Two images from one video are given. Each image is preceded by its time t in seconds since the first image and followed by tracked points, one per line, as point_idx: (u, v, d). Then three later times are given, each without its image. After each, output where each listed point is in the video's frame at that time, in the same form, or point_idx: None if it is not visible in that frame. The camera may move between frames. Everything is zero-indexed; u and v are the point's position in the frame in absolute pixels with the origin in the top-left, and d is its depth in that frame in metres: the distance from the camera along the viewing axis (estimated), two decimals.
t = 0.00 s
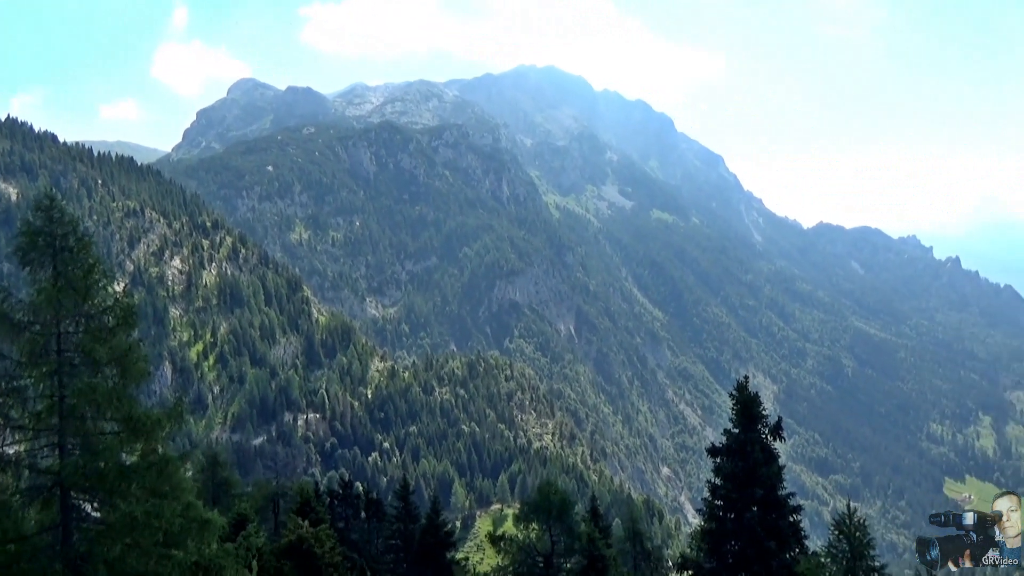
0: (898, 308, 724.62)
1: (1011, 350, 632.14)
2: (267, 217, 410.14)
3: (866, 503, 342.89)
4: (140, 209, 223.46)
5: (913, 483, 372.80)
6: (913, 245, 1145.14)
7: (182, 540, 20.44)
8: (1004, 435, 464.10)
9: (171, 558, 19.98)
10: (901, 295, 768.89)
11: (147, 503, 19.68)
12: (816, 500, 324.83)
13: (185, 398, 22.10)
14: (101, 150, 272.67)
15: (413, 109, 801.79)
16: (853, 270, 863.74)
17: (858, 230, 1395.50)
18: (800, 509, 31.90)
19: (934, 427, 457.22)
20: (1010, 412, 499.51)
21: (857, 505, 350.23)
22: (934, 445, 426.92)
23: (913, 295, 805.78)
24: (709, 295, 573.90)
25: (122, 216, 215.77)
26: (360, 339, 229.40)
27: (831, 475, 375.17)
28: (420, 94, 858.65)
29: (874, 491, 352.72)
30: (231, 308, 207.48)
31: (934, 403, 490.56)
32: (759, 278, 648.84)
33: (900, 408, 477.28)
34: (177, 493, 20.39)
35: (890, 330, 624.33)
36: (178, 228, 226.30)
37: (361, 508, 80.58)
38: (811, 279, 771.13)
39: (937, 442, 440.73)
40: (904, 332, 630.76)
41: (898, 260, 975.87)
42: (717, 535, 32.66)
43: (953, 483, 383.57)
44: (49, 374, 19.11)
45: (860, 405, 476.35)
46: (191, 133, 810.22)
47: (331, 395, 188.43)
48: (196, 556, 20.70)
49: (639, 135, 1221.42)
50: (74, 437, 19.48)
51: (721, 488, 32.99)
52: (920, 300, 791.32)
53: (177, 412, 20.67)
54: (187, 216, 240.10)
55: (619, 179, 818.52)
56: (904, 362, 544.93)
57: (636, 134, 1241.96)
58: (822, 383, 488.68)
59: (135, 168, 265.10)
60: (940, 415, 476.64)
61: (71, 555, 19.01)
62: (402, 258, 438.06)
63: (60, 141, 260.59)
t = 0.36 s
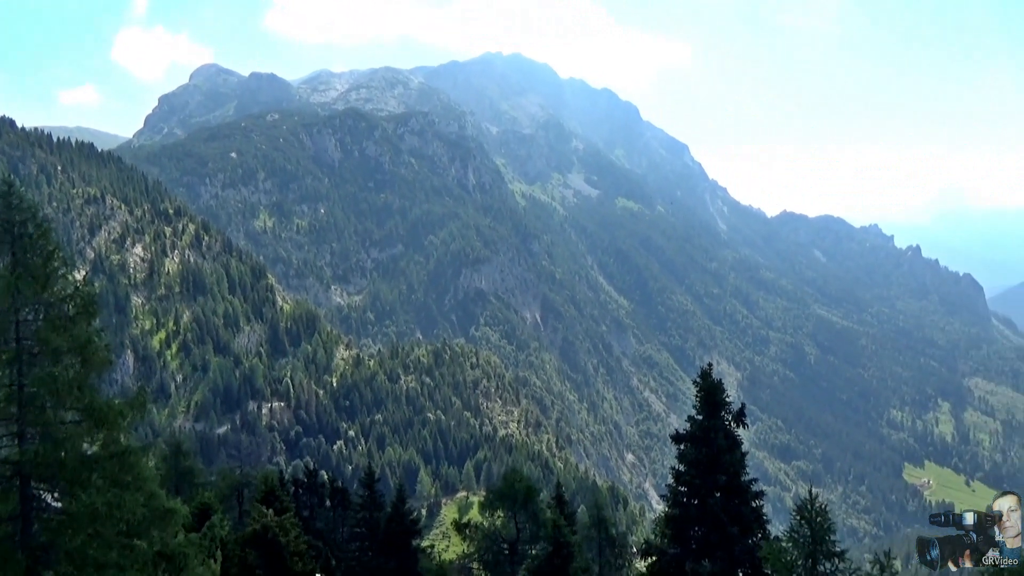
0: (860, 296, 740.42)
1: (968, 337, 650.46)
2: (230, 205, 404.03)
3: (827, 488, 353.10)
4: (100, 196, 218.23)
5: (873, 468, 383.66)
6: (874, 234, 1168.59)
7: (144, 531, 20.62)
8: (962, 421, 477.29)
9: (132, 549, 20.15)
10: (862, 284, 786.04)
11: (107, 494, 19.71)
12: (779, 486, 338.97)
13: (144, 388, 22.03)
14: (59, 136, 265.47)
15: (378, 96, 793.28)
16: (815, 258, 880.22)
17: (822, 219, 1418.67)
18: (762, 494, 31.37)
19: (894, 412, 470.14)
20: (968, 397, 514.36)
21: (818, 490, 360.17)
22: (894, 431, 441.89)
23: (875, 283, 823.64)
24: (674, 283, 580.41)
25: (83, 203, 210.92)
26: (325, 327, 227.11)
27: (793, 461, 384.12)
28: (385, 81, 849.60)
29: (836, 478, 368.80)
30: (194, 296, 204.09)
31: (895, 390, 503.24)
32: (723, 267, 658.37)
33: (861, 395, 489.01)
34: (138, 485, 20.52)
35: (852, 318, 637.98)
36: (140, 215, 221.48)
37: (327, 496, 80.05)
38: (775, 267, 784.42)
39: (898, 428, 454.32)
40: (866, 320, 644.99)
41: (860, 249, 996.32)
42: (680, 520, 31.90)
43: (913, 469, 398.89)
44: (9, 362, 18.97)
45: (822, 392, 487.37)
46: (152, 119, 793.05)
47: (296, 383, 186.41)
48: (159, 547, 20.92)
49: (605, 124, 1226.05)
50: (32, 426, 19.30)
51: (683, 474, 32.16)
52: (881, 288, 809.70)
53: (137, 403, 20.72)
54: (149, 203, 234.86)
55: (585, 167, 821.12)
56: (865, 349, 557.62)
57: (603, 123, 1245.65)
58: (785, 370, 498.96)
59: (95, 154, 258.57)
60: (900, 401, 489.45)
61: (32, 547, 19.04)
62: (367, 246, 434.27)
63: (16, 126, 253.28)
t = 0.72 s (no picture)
0: (818, 283, 756.88)
1: (923, 323, 667.25)
2: (187, 190, 396.16)
3: (784, 472, 363.75)
4: (55, 179, 211.97)
5: (830, 452, 395.57)
6: (833, 221, 1192.74)
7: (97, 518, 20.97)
8: (917, 406, 489.45)
9: (87, 535, 20.37)
10: (820, 271, 803.27)
11: (60, 481, 19.83)
12: (736, 470, 347.61)
13: (101, 374, 22.60)
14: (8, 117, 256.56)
15: (339, 80, 781.42)
16: (774, 245, 896.14)
17: (783, 207, 1441.08)
18: (722, 478, 32.06)
19: (849, 398, 483.37)
20: (923, 381, 528.29)
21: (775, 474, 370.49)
22: (849, 416, 453.31)
23: (831, 270, 842.75)
24: (635, 270, 586.70)
25: (36, 186, 204.93)
26: (286, 312, 224.11)
27: (751, 445, 393.64)
28: (347, 66, 837.34)
29: (792, 462, 380.03)
30: (152, 282, 200.11)
31: (851, 374, 516.69)
32: (684, 253, 667.22)
33: (819, 380, 501.32)
34: (92, 472, 20.84)
35: (809, 305, 652.30)
36: (96, 199, 215.73)
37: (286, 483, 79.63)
38: (734, 253, 797.14)
39: (854, 413, 467.07)
40: (824, 307, 659.91)
41: (819, 236, 1016.41)
42: (639, 503, 32.45)
43: (868, 453, 412.82)
44: None
45: (780, 377, 499.06)
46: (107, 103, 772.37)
47: (255, 369, 183.94)
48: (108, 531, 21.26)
49: (568, 109, 1226.32)
50: None
51: (644, 458, 32.66)
52: (838, 274, 828.45)
53: (91, 392, 21.10)
54: (105, 186, 228.61)
55: (547, 154, 822.04)
56: (822, 335, 570.66)
57: (565, 109, 1246.82)
58: (743, 356, 509.57)
59: (48, 136, 250.80)
60: (855, 386, 502.91)
61: None
62: (328, 232, 428.87)
63: None
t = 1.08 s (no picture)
0: (773, 270, 773.16)
1: (876, 310, 685.05)
2: (141, 174, 385.95)
3: (741, 458, 373.61)
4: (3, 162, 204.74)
5: (785, 437, 406.97)
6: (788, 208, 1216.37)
7: (50, 506, 21.15)
8: (870, 391, 503.17)
9: (40, 525, 20.57)
10: (776, 258, 820.03)
11: (16, 470, 19.95)
12: (693, 455, 355.02)
13: (51, 362, 22.57)
14: None
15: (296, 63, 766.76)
16: (731, 232, 911.22)
17: (741, 195, 1463.07)
18: (679, 463, 31.11)
19: (804, 383, 494.83)
20: (875, 367, 542.91)
21: (731, 458, 380.22)
22: (805, 401, 462.04)
23: (786, 257, 861.28)
24: (594, 257, 591.67)
25: None
26: (244, 299, 220.39)
27: (707, 430, 402.63)
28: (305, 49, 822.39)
29: (748, 447, 390.03)
30: (105, 268, 195.21)
31: (805, 360, 529.82)
32: (642, 240, 675.13)
33: (774, 365, 513.73)
34: (43, 460, 20.87)
35: (764, 292, 666.07)
36: (47, 182, 209.18)
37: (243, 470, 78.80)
38: (692, 241, 808.73)
39: (809, 397, 479.63)
40: (779, 294, 674.46)
41: (775, 224, 1035.90)
42: (594, 489, 31.11)
43: (823, 438, 426.66)
44: None
45: (735, 362, 510.46)
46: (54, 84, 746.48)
47: (212, 356, 180.94)
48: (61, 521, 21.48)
49: (529, 96, 1224.74)
50: None
51: (603, 444, 31.52)
52: (793, 261, 846.63)
53: (42, 380, 21.25)
54: (56, 169, 221.50)
55: (507, 140, 820.73)
56: (778, 321, 583.63)
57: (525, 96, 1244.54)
58: (700, 342, 519.22)
59: None
60: (808, 371, 516.84)
61: None
62: (286, 217, 421.97)
63: None
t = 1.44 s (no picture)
0: (737, 259, 785.56)
1: (836, 299, 700.09)
2: (101, 160, 376.31)
3: (703, 446, 381.39)
4: None
5: (747, 425, 415.73)
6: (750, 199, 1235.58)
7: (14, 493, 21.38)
8: (831, 379, 515.02)
9: None
10: (739, 247, 832.82)
11: None
12: (656, 443, 360.97)
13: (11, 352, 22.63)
14: None
15: (258, 49, 752.65)
16: (695, 222, 923.19)
17: (705, 185, 1480.77)
18: (641, 450, 31.74)
19: (766, 371, 505.39)
20: (836, 356, 555.39)
21: (694, 446, 387.70)
22: (767, 390, 472.22)
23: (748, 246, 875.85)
24: (559, 246, 594.71)
25: None
26: (206, 287, 216.52)
27: (670, 418, 409.64)
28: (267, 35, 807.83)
29: (711, 435, 397.65)
30: (64, 255, 190.45)
31: (768, 349, 540.08)
32: (607, 229, 680.40)
33: (736, 354, 523.30)
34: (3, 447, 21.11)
35: (728, 281, 676.52)
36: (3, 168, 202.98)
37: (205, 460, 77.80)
38: (657, 230, 817.59)
39: (771, 385, 489.83)
40: (743, 284, 685.46)
41: (737, 214, 1051.87)
42: (558, 477, 31.88)
43: (784, 425, 435.80)
44: None
45: (698, 350, 519.34)
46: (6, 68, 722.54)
47: (173, 345, 177.71)
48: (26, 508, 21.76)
49: (496, 84, 1220.95)
50: None
51: (566, 432, 32.14)
52: (755, 251, 860.91)
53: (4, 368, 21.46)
54: (12, 155, 214.81)
55: (471, 129, 817.56)
56: (740, 310, 593.53)
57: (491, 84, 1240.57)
58: (664, 331, 526.60)
59: None
60: (770, 360, 527.49)
61: None
62: (248, 205, 415.23)
63: None
